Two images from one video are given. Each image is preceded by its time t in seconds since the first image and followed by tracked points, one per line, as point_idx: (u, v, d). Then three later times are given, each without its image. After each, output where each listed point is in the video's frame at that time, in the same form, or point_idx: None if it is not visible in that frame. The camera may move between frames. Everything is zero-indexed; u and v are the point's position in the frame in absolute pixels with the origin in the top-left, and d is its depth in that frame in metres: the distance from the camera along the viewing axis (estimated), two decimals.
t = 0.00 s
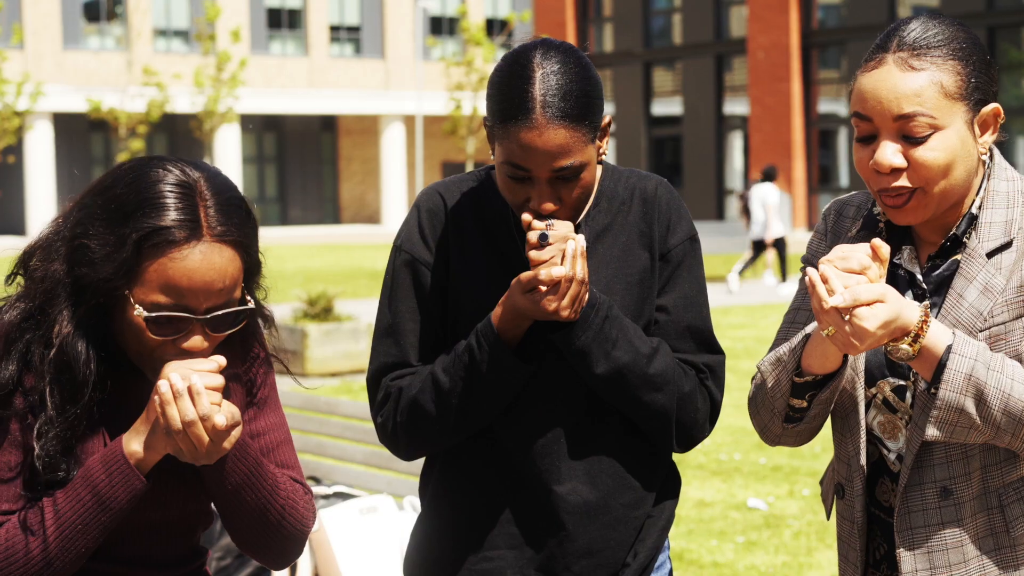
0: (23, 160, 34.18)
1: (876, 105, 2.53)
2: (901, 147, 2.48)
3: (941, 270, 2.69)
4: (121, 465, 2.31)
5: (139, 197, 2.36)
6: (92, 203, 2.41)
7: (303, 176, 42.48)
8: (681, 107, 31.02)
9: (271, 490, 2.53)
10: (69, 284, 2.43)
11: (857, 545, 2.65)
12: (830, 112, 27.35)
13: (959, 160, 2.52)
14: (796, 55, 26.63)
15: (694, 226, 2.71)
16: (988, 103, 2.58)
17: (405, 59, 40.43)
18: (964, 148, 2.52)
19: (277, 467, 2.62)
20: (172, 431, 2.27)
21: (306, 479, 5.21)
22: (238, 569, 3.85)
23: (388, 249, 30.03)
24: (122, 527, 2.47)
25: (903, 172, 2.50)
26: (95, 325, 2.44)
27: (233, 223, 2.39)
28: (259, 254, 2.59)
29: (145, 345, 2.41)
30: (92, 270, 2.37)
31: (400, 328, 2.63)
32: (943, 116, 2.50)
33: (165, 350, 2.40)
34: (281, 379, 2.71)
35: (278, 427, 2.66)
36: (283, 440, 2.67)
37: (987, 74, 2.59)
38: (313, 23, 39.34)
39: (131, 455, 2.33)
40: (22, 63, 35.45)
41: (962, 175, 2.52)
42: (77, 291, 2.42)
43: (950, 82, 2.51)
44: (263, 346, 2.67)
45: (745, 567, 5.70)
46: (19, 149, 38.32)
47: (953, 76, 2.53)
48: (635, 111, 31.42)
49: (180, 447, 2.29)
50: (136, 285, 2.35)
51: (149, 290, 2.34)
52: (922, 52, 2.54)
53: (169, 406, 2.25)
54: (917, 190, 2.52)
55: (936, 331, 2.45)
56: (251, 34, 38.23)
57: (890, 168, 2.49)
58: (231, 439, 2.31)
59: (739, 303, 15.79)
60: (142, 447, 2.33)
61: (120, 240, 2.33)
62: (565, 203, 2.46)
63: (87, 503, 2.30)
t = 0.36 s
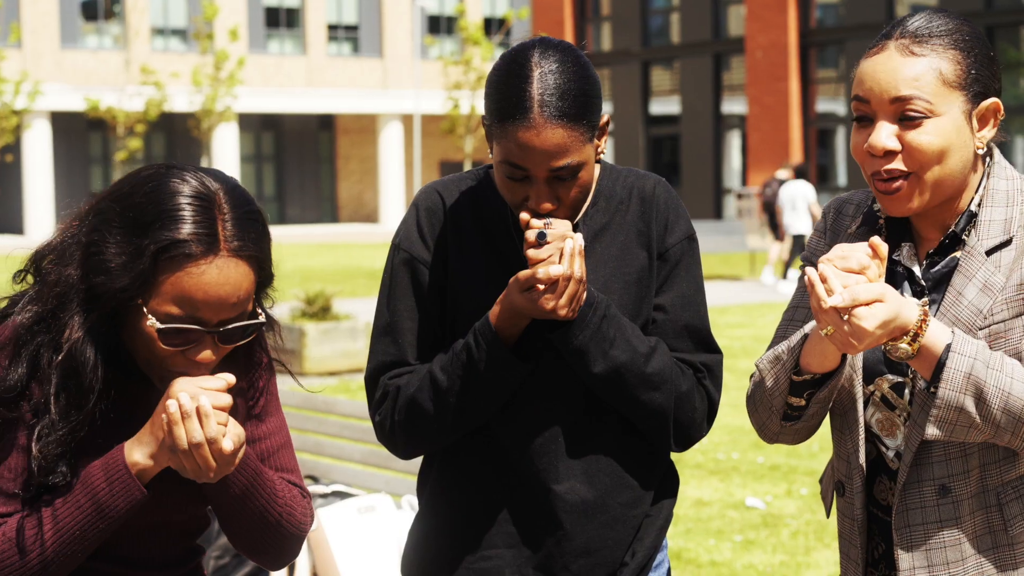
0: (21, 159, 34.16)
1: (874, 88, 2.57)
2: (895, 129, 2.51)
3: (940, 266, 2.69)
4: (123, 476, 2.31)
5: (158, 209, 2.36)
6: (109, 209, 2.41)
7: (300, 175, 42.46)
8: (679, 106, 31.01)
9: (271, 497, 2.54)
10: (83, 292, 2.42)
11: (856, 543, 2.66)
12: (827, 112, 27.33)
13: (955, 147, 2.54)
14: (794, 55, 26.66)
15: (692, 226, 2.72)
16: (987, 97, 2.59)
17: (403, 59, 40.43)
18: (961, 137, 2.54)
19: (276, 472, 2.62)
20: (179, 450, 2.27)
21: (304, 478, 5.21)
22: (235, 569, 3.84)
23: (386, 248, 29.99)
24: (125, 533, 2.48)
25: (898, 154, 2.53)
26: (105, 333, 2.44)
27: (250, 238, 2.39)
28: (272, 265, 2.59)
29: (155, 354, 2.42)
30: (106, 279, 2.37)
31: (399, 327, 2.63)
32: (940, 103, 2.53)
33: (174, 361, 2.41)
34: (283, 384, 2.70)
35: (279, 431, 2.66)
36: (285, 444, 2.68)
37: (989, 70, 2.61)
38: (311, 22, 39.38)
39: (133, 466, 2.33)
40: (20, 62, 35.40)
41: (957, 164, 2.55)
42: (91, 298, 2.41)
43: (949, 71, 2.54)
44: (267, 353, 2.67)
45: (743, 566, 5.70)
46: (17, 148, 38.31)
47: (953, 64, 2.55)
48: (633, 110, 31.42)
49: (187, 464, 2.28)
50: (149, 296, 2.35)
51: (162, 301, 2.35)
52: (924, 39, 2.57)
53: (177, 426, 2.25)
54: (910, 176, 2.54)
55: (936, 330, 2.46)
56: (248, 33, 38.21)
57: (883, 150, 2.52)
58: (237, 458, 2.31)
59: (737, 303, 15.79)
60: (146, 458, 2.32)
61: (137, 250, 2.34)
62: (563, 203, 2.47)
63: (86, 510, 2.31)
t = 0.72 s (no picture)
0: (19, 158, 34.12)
1: (872, 66, 2.63)
2: (887, 105, 2.57)
3: (935, 263, 2.69)
4: (130, 492, 2.32)
5: (162, 212, 2.35)
6: (113, 208, 2.40)
7: (299, 175, 42.44)
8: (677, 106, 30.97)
9: (271, 502, 2.55)
10: (85, 291, 2.40)
11: (851, 542, 2.66)
12: (826, 111, 27.30)
13: (946, 129, 2.57)
14: (792, 54, 26.68)
15: (690, 224, 2.72)
16: (985, 88, 2.61)
17: (401, 58, 40.42)
18: (953, 120, 2.58)
19: (273, 475, 2.63)
20: (197, 484, 2.29)
21: (302, 478, 5.20)
22: (233, 568, 3.84)
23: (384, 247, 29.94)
24: (129, 540, 2.48)
25: (889, 129, 2.58)
26: (108, 334, 2.43)
27: (254, 246, 2.40)
28: (273, 267, 2.59)
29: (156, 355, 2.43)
30: (109, 282, 2.36)
31: (398, 327, 2.63)
32: (934, 84, 2.57)
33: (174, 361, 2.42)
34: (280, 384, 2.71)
35: (278, 433, 2.67)
36: (280, 443, 2.68)
37: (991, 63, 2.64)
38: (309, 22, 39.38)
39: (142, 485, 2.33)
40: (18, 62, 35.32)
41: (948, 145, 2.58)
42: (92, 298, 2.40)
43: (948, 55, 2.59)
44: (265, 354, 2.68)
45: (742, 565, 5.70)
46: (15, 147, 38.26)
47: (952, 48, 2.60)
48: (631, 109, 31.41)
49: (199, 491, 2.29)
50: (153, 300, 2.36)
51: (166, 306, 2.36)
52: (925, 23, 2.62)
53: (200, 461, 2.26)
54: (899, 152, 2.59)
55: (931, 329, 2.46)
56: (246, 33, 38.17)
57: (874, 124, 2.58)
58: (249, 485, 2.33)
59: (736, 302, 15.78)
60: (156, 480, 2.33)
61: (142, 255, 2.33)
62: (560, 202, 2.47)
63: (89, 521, 2.32)
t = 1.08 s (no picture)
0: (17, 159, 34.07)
1: (869, 62, 2.64)
2: (886, 97, 2.57)
3: (930, 261, 2.69)
4: (135, 505, 2.31)
5: (155, 213, 2.35)
6: (105, 207, 2.39)
7: (296, 176, 42.44)
8: (675, 106, 30.97)
9: (267, 503, 2.56)
10: (78, 292, 2.40)
11: (844, 540, 2.66)
12: (824, 112, 27.31)
13: (943, 121, 2.56)
14: (790, 54, 26.71)
15: (686, 224, 2.72)
16: (982, 85, 2.62)
17: (399, 59, 40.41)
18: (949, 112, 2.57)
19: (267, 475, 2.63)
20: (207, 499, 2.30)
21: (301, 480, 5.20)
22: (232, 568, 3.82)
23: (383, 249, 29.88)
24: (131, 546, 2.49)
25: (886, 121, 2.58)
26: (101, 335, 2.43)
27: (247, 246, 2.41)
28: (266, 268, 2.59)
29: (147, 352, 2.44)
30: (103, 283, 2.36)
31: (396, 328, 2.63)
32: (932, 78, 2.57)
33: (164, 359, 2.44)
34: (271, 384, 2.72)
35: (270, 431, 2.67)
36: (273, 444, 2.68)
37: (989, 61, 2.64)
38: (307, 23, 39.37)
39: (148, 500, 2.33)
40: (15, 63, 35.27)
41: (946, 138, 2.57)
42: (86, 299, 2.40)
43: (947, 50, 2.59)
44: (259, 353, 2.69)
45: (740, 566, 5.71)
46: (12, 148, 38.22)
47: (951, 44, 2.60)
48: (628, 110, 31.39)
49: (206, 503, 2.30)
50: (146, 303, 2.36)
51: (158, 308, 2.36)
52: (925, 18, 2.63)
53: (212, 479, 2.27)
54: (895, 144, 2.59)
55: (926, 329, 2.46)
56: (244, 34, 38.15)
57: (872, 117, 2.58)
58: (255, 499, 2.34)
59: (734, 303, 15.78)
60: (161, 494, 2.33)
61: (135, 257, 2.33)
62: (559, 203, 2.48)
63: (92, 532, 2.32)
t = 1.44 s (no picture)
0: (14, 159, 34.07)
1: (853, 73, 2.65)
2: (864, 110, 2.59)
3: (930, 259, 2.70)
4: (138, 518, 2.33)
5: (147, 214, 2.35)
6: (97, 209, 2.39)
7: (294, 176, 42.46)
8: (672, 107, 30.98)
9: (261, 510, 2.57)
10: (74, 296, 2.39)
11: (840, 536, 2.67)
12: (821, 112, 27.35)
13: (925, 131, 2.57)
14: (788, 55, 26.72)
15: (685, 224, 2.72)
16: (969, 89, 2.60)
17: (397, 59, 40.41)
18: (932, 125, 2.57)
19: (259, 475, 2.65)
20: (220, 518, 2.32)
21: (299, 480, 5.20)
22: (229, 569, 3.83)
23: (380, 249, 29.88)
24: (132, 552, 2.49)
25: (866, 132, 2.60)
26: (96, 338, 2.43)
27: (239, 239, 2.43)
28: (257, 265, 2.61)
29: (141, 353, 2.44)
30: (98, 284, 2.35)
31: (394, 327, 2.63)
32: (910, 90, 2.57)
33: (159, 358, 2.44)
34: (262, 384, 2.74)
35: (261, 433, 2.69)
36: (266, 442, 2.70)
37: (977, 63, 2.62)
38: (304, 23, 39.37)
39: (152, 514, 2.34)
40: (13, 63, 35.32)
41: (928, 151, 2.58)
42: (84, 302, 2.39)
43: (926, 60, 2.58)
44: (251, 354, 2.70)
45: (737, 566, 5.72)
46: (10, 148, 38.21)
47: (931, 54, 2.59)
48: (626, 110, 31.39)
49: (212, 518, 2.32)
50: (142, 302, 2.38)
51: (154, 303, 2.38)
52: (910, 27, 2.62)
53: (228, 500, 2.29)
54: (879, 156, 2.61)
55: (923, 326, 2.47)
56: (242, 34, 38.15)
57: (852, 129, 2.60)
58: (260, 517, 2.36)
59: (732, 303, 15.80)
60: (165, 509, 2.33)
61: (131, 255, 2.34)
62: (557, 202, 2.48)
63: (93, 542, 2.32)
